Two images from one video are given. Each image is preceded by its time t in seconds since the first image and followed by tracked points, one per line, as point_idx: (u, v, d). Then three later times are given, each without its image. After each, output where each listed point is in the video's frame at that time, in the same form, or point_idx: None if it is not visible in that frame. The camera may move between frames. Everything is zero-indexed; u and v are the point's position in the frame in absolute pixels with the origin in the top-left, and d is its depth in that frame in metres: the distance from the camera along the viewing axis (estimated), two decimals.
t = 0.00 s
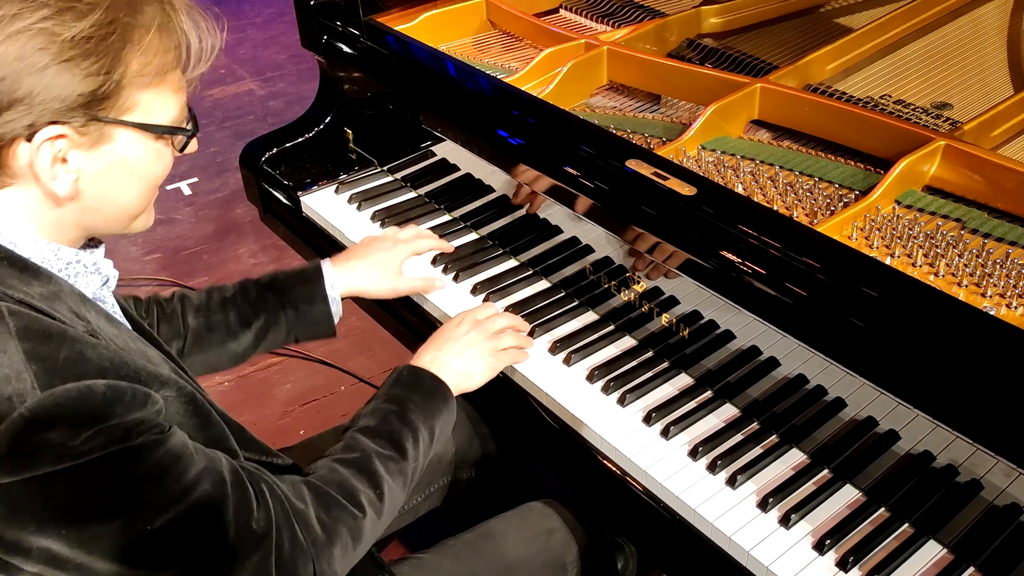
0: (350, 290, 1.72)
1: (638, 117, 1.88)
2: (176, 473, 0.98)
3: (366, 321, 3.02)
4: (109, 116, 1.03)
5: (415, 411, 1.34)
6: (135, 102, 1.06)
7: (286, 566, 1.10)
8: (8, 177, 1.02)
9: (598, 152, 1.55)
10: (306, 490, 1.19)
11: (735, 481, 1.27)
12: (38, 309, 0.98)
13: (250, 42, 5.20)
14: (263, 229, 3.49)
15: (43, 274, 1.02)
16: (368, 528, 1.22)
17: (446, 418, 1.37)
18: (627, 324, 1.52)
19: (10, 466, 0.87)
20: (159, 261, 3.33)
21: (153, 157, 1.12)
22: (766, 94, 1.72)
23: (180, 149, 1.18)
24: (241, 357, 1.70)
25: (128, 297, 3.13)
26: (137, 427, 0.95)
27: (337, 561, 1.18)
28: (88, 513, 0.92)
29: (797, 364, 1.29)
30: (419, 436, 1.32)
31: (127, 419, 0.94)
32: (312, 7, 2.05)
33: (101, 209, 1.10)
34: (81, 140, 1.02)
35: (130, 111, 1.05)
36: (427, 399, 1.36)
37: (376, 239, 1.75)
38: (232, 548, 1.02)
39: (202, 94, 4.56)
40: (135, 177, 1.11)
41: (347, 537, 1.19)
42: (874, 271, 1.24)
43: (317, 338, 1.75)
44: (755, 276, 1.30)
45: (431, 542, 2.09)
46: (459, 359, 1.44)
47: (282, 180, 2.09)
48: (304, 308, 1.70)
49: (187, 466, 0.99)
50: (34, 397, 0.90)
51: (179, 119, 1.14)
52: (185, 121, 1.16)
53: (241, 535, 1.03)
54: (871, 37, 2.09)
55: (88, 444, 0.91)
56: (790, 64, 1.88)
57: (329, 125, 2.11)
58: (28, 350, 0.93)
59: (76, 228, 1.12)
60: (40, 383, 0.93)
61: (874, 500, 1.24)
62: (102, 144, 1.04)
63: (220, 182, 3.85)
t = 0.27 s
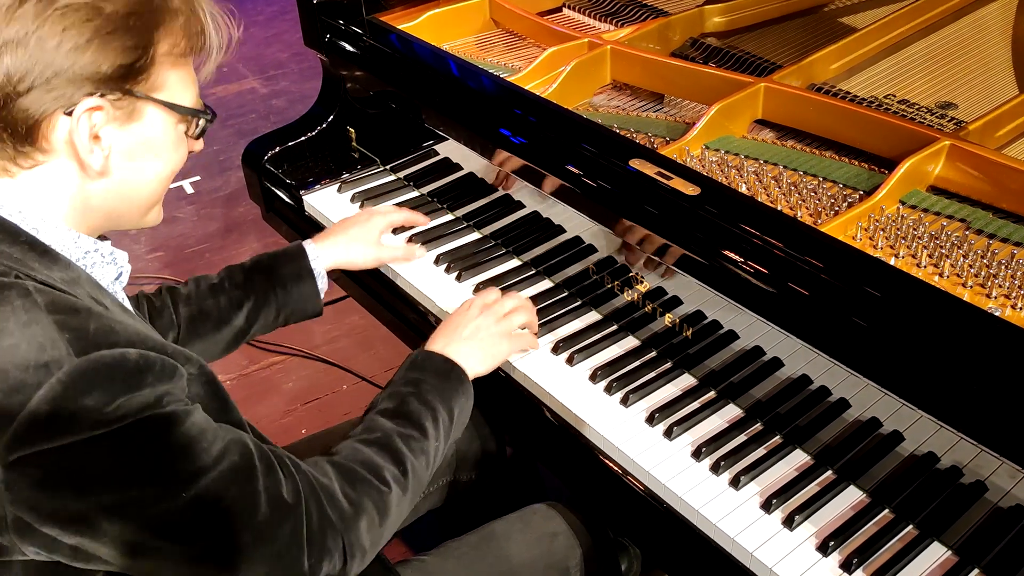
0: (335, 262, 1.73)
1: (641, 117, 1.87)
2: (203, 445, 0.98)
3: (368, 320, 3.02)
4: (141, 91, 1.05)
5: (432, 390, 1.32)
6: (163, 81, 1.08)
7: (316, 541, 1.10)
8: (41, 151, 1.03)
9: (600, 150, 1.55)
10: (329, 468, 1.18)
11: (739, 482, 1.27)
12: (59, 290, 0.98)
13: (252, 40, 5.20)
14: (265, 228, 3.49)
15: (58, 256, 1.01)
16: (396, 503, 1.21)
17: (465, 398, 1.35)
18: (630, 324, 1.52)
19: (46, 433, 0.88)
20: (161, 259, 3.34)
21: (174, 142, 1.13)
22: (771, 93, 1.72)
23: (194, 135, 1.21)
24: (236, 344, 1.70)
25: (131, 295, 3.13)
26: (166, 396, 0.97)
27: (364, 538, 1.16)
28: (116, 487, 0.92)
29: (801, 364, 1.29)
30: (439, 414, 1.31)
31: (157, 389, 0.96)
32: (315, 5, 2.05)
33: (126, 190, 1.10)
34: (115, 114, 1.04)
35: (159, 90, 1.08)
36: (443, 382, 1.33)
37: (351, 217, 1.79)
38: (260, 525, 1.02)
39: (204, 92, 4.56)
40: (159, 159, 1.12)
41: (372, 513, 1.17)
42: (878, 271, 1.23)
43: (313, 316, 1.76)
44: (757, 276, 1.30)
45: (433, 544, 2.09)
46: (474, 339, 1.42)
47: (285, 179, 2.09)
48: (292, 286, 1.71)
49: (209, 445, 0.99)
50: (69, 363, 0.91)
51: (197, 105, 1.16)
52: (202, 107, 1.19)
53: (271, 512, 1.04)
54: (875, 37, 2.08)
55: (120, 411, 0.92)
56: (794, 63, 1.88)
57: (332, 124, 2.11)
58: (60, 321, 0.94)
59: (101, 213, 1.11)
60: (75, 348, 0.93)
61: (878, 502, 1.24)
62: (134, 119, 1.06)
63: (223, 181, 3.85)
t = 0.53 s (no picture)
0: (324, 219, 1.71)
1: (644, 116, 1.87)
2: (212, 436, 0.98)
3: (370, 319, 3.01)
4: (154, 92, 1.05)
5: (439, 366, 1.30)
6: (176, 87, 1.09)
7: (325, 534, 1.10)
8: (49, 142, 1.01)
9: (603, 149, 1.54)
10: (335, 457, 1.16)
11: (742, 483, 1.26)
12: (66, 285, 0.98)
13: (255, 38, 5.20)
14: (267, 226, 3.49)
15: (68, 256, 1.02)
16: (403, 491, 1.20)
17: (470, 372, 1.33)
18: (633, 324, 1.52)
19: (56, 427, 0.88)
20: (164, 258, 3.34)
21: (183, 154, 1.13)
22: (774, 93, 1.72)
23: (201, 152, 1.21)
24: (235, 319, 1.67)
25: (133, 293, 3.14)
26: (173, 388, 0.96)
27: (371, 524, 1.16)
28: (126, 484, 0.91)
29: (804, 365, 1.29)
30: (445, 395, 1.29)
31: (164, 380, 0.95)
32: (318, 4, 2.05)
33: (130, 196, 1.09)
34: (127, 112, 1.03)
35: (172, 95, 1.08)
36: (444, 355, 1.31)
37: (347, 155, 1.74)
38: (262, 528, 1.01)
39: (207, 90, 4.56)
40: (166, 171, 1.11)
41: (379, 501, 1.16)
42: (880, 271, 1.23)
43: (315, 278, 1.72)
44: (759, 275, 1.30)
45: (436, 544, 2.08)
46: (479, 304, 1.39)
47: (288, 178, 2.09)
48: (284, 249, 1.66)
49: (217, 436, 0.99)
50: (78, 356, 0.91)
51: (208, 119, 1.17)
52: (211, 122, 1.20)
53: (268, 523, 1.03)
54: (879, 36, 2.08)
55: (129, 402, 0.91)
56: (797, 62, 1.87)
57: (335, 123, 2.11)
58: (67, 316, 0.93)
59: (108, 217, 1.10)
60: (83, 342, 0.93)
61: (881, 502, 1.23)
62: (144, 119, 1.05)
63: (225, 179, 3.85)
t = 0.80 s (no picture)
0: (356, 301, 1.69)
1: (646, 115, 1.87)
2: (200, 471, 0.97)
3: (372, 317, 3.01)
4: (136, 109, 1.04)
5: (426, 422, 1.33)
6: (160, 98, 1.07)
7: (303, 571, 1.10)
8: (31, 166, 1.02)
9: (605, 149, 1.54)
10: (322, 497, 1.18)
11: (744, 483, 1.26)
12: (66, 304, 0.98)
13: (257, 36, 5.20)
14: (269, 225, 3.49)
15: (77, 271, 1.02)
16: (382, 538, 1.22)
17: (453, 432, 1.36)
18: (635, 324, 1.52)
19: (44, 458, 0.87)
20: (166, 256, 3.34)
21: (172, 156, 1.13)
22: (777, 92, 1.71)
23: (196, 149, 1.19)
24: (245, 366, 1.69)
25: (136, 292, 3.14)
26: (167, 421, 0.95)
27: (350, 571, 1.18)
28: (115, 506, 0.91)
29: (806, 365, 1.27)
30: (430, 448, 1.32)
31: (158, 413, 0.94)
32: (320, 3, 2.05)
33: (116, 207, 1.10)
34: (105, 132, 1.03)
35: (155, 108, 1.07)
36: (432, 417, 1.34)
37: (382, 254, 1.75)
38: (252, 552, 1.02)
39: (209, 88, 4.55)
40: (154, 177, 1.12)
41: (360, 546, 1.18)
42: (881, 270, 1.23)
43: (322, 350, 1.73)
44: (760, 275, 1.29)
45: (439, 543, 2.09)
46: (473, 371, 1.43)
47: (290, 177, 2.08)
48: (307, 320, 1.69)
49: (207, 469, 0.98)
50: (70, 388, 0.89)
51: (197, 120, 1.15)
52: (204, 121, 1.18)
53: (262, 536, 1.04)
54: (882, 35, 2.07)
55: (120, 437, 0.90)
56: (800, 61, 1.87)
57: (336, 122, 2.10)
58: (64, 343, 0.93)
59: (96, 225, 1.12)
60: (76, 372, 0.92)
61: (883, 503, 1.23)
62: (125, 137, 1.05)
63: (227, 177, 3.85)
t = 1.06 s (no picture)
0: (349, 290, 1.68)
1: (648, 112, 1.86)
2: (199, 471, 0.97)
3: (374, 315, 3.01)
4: (150, 111, 1.03)
5: (426, 411, 1.33)
6: (172, 100, 1.06)
7: (306, 565, 1.10)
8: (44, 167, 1.01)
9: (606, 146, 1.54)
10: (322, 492, 1.18)
11: (745, 482, 1.26)
12: (63, 306, 0.97)
13: (258, 33, 5.19)
14: (270, 222, 3.48)
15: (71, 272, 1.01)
16: (384, 530, 1.22)
17: (453, 425, 1.36)
18: (636, 322, 1.51)
19: (44, 460, 0.87)
20: (167, 253, 3.33)
21: (182, 158, 1.12)
22: (778, 89, 1.71)
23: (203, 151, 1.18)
24: (240, 360, 1.68)
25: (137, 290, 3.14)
26: (167, 421, 0.95)
27: (353, 565, 1.17)
28: (114, 507, 0.91)
29: (808, 363, 1.27)
30: (430, 438, 1.31)
31: (157, 415, 0.94)
32: None
33: (128, 208, 1.09)
34: (120, 133, 1.02)
35: (167, 109, 1.05)
36: (432, 403, 1.34)
37: (379, 240, 1.72)
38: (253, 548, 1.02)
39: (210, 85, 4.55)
40: (166, 178, 1.11)
41: (362, 539, 1.18)
42: (882, 268, 1.22)
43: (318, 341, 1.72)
44: (761, 273, 1.29)
45: (441, 542, 2.09)
46: (469, 355, 1.42)
47: (290, 174, 2.08)
48: (303, 309, 1.68)
49: (207, 468, 0.98)
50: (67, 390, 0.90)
51: (207, 121, 1.14)
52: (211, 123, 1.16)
53: (264, 537, 1.03)
54: (884, 33, 2.06)
55: (119, 438, 0.90)
56: (801, 59, 1.86)
57: (337, 119, 2.10)
58: (61, 345, 0.93)
59: (105, 228, 1.11)
60: (74, 375, 0.92)
61: (884, 502, 1.23)
62: (139, 139, 1.04)
63: (229, 175, 3.84)
